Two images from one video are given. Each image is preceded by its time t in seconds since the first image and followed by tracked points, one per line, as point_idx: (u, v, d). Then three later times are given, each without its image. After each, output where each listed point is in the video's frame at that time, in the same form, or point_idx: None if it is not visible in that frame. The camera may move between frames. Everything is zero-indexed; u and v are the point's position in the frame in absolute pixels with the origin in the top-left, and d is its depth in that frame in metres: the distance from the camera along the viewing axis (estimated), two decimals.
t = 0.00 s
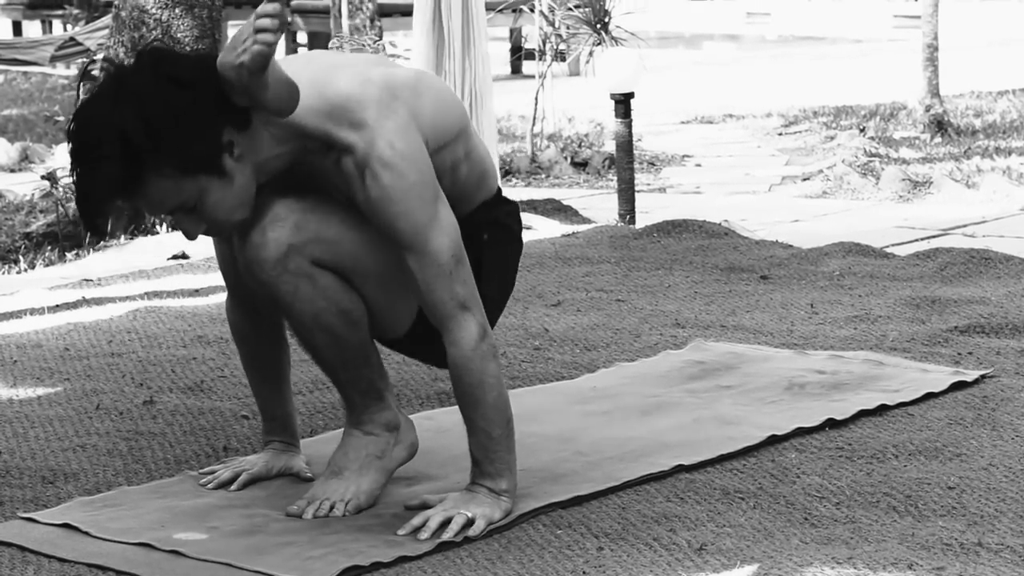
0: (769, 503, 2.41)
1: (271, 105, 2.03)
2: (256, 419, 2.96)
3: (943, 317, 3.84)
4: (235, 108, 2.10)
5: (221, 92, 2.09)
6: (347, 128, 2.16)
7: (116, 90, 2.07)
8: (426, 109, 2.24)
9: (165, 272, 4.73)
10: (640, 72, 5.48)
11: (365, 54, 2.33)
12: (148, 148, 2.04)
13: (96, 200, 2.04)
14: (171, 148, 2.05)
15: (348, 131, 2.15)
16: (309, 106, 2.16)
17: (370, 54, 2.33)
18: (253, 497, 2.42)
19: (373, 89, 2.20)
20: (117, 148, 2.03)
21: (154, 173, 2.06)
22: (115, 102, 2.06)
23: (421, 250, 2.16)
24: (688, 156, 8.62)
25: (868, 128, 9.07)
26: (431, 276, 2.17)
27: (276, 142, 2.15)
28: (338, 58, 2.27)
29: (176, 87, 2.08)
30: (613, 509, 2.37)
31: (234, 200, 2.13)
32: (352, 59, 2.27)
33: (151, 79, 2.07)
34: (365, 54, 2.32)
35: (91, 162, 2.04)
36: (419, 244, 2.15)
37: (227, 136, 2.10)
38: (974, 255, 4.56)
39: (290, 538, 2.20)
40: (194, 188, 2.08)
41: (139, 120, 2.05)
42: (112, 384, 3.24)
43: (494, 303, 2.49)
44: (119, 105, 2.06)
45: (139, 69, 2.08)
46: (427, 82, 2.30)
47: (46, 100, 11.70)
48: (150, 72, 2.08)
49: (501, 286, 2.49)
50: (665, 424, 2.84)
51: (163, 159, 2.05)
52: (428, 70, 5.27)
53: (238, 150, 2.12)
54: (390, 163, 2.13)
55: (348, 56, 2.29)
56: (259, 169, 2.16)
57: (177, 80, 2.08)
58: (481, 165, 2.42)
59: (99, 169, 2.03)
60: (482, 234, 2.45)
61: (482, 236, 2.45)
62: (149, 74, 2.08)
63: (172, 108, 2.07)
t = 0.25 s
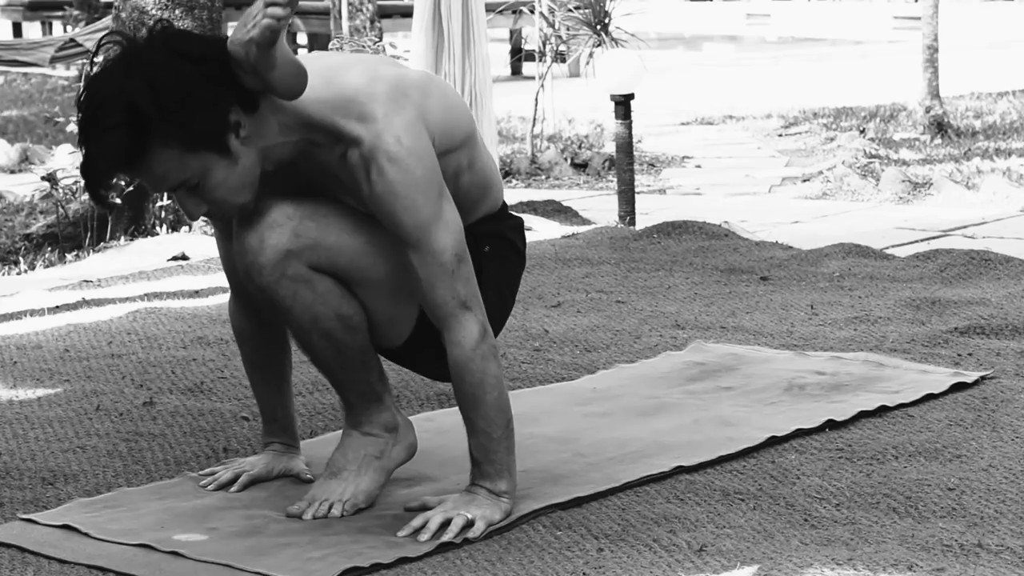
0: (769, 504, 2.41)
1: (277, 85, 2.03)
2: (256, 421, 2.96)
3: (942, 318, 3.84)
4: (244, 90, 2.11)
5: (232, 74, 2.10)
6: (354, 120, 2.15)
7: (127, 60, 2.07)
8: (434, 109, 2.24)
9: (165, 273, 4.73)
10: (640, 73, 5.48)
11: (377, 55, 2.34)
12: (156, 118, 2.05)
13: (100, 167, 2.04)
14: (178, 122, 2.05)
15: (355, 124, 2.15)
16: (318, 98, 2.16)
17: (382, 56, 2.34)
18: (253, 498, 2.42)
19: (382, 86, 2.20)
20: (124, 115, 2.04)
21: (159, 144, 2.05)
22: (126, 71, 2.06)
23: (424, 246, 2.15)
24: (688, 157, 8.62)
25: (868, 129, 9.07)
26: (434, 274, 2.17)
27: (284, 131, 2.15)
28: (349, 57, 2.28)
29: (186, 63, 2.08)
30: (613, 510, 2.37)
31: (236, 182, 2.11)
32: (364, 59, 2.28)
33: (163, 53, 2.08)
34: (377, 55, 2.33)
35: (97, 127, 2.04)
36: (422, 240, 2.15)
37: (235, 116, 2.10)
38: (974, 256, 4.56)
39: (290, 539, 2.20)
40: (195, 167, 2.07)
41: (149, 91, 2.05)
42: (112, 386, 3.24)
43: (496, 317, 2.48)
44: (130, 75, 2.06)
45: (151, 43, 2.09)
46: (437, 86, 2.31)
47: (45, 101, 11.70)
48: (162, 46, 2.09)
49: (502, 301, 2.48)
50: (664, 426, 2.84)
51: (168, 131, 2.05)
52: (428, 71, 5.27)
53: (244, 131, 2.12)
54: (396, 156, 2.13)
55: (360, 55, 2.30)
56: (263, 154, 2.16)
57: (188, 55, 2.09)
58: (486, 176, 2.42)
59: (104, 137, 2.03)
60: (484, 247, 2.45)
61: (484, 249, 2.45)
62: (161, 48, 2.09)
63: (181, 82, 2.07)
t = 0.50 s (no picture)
0: (769, 506, 2.40)
1: (296, 53, 2.05)
2: (256, 422, 2.96)
3: (942, 319, 3.84)
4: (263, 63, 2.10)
5: (254, 46, 2.10)
6: (369, 109, 2.16)
7: (151, 23, 2.06)
8: (448, 108, 2.26)
9: (165, 275, 4.74)
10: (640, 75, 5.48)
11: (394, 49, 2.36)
12: (175, 81, 2.03)
13: (117, 127, 2.04)
14: (197, 88, 2.03)
15: (370, 112, 2.16)
16: (336, 84, 2.17)
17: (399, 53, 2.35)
18: (254, 499, 2.42)
19: (401, 79, 2.22)
20: (144, 77, 2.02)
21: (175, 109, 2.03)
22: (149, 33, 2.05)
23: (427, 242, 2.15)
24: (688, 158, 8.63)
25: (868, 131, 9.07)
26: (435, 271, 2.17)
27: (300, 112, 2.15)
28: (367, 50, 2.29)
29: (209, 31, 2.07)
30: (613, 512, 2.37)
31: (247, 156, 2.09)
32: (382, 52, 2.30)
33: (186, 21, 2.07)
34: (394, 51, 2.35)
35: (116, 87, 2.03)
36: (426, 236, 2.15)
37: (254, 87, 2.09)
38: (974, 258, 4.56)
39: (290, 540, 2.20)
40: (211, 135, 2.04)
41: (171, 54, 2.04)
42: (112, 387, 3.24)
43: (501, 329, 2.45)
44: (153, 38, 2.05)
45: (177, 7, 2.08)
46: (452, 86, 2.32)
47: (46, 102, 11.71)
48: (187, 13, 2.07)
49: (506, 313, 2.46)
50: (664, 427, 2.84)
51: (185, 97, 2.03)
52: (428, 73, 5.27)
53: (262, 103, 2.10)
54: (407, 148, 2.13)
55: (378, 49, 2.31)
56: (279, 133, 2.15)
57: (211, 23, 2.08)
58: (491, 184, 2.43)
59: (123, 97, 2.02)
60: (491, 254, 2.42)
61: (491, 256, 2.43)
62: (185, 14, 2.07)
63: (202, 46, 2.06)
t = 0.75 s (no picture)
0: (769, 507, 2.41)
1: (319, 40, 2.06)
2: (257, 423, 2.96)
3: (942, 321, 3.84)
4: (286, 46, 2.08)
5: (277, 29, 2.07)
6: (387, 103, 2.19)
7: None
8: (465, 114, 2.28)
9: (165, 276, 4.74)
10: (640, 76, 5.49)
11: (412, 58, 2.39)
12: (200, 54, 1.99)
13: (139, 99, 2.00)
14: (221, 65, 1.99)
15: (388, 107, 2.18)
16: (355, 78, 2.20)
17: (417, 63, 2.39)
18: (254, 500, 2.42)
19: (420, 78, 2.24)
20: (167, 48, 1.99)
21: (198, 84, 1.99)
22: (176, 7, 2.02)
23: (436, 238, 2.15)
24: (688, 159, 8.63)
25: (868, 132, 9.08)
26: (444, 268, 2.17)
27: (318, 103, 2.17)
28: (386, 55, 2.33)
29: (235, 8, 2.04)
30: (613, 513, 2.37)
31: (264, 140, 2.06)
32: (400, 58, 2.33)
33: None
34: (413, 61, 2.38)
35: (139, 55, 2.00)
36: (435, 232, 2.15)
37: (275, 70, 2.07)
38: (974, 259, 4.56)
39: (290, 542, 2.20)
40: (230, 111, 2.01)
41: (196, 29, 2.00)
42: (112, 388, 3.24)
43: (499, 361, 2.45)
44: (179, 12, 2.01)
45: None
46: (469, 97, 2.35)
47: (45, 104, 11.71)
48: None
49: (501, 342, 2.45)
50: (664, 428, 2.84)
51: (209, 71, 1.99)
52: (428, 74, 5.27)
53: (282, 87, 2.09)
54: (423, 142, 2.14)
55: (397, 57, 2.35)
56: (296, 121, 2.16)
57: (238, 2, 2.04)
58: (497, 206, 2.43)
59: (146, 67, 1.98)
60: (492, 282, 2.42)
61: (493, 285, 2.43)
62: None
63: (229, 22, 2.02)
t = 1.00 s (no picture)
0: (769, 508, 2.41)
1: (348, 19, 2.12)
2: (257, 425, 2.96)
3: (942, 322, 3.84)
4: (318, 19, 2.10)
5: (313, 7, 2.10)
6: (403, 97, 2.18)
7: None
8: (481, 121, 2.27)
9: (165, 277, 4.74)
10: (640, 78, 5.49)
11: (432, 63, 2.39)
12: None
13: (170, 37, 2.02)
14: (253, 13, 2.02)
15: (403, 100, 2.17)
16: (376, 73, 2.20)
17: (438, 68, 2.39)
18: (254, 501, 2.42)
19: (445, 83, 2.24)
20: None
21: (228, 25, 2.02)
22: None
23: (441, 234, 2.15)
24: (688, 161, 8.63)
25: (868, 133, 9.08)
26: (450, 266, 2.16)
27: (339, 90, 2.16)
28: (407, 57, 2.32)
29: None
30: (613, 514, 2.37)
31: (282, 101, 2.07)
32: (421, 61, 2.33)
33: None
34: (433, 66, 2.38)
35: None
36: (443, 228, 2.15)
37: (304, 38, 2.07)
38: (974, 261, 4.56)
39: (290, 543, 2.20)
40: (254, 64, 2.03)
41: None
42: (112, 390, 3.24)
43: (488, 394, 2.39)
44: None
45: None
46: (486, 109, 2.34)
47: (46, 105, 11.71)
48: None
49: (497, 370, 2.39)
50: (664, 430, 2.84)
51: (240, 18, 2.02)
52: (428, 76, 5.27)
53: (309, 58, 2.09)
54: (435, 135, 2.13)
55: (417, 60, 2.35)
56: (316, 102, 2.14)
57: None
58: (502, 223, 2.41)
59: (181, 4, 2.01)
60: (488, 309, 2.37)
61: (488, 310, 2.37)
62: None
63: None
